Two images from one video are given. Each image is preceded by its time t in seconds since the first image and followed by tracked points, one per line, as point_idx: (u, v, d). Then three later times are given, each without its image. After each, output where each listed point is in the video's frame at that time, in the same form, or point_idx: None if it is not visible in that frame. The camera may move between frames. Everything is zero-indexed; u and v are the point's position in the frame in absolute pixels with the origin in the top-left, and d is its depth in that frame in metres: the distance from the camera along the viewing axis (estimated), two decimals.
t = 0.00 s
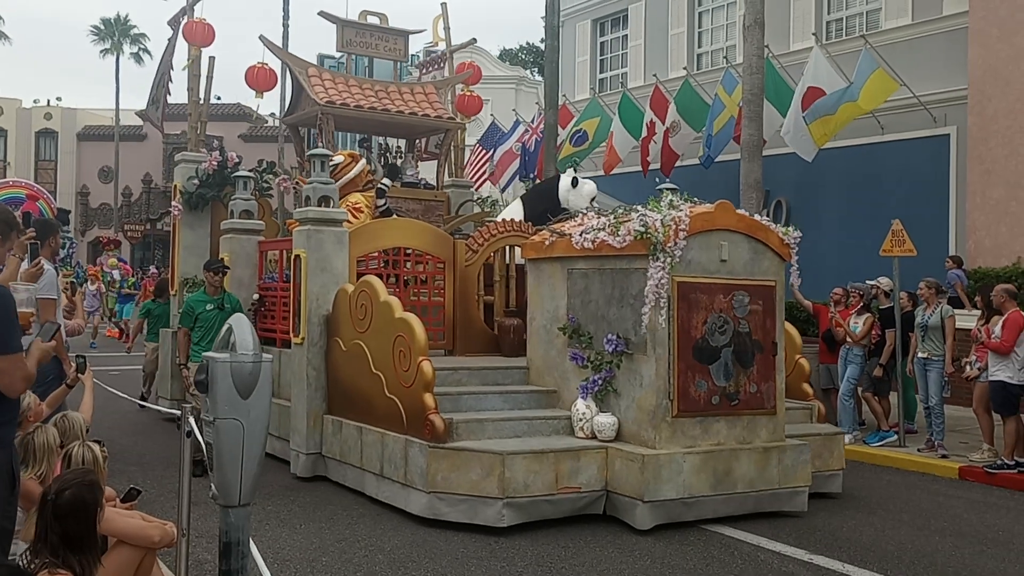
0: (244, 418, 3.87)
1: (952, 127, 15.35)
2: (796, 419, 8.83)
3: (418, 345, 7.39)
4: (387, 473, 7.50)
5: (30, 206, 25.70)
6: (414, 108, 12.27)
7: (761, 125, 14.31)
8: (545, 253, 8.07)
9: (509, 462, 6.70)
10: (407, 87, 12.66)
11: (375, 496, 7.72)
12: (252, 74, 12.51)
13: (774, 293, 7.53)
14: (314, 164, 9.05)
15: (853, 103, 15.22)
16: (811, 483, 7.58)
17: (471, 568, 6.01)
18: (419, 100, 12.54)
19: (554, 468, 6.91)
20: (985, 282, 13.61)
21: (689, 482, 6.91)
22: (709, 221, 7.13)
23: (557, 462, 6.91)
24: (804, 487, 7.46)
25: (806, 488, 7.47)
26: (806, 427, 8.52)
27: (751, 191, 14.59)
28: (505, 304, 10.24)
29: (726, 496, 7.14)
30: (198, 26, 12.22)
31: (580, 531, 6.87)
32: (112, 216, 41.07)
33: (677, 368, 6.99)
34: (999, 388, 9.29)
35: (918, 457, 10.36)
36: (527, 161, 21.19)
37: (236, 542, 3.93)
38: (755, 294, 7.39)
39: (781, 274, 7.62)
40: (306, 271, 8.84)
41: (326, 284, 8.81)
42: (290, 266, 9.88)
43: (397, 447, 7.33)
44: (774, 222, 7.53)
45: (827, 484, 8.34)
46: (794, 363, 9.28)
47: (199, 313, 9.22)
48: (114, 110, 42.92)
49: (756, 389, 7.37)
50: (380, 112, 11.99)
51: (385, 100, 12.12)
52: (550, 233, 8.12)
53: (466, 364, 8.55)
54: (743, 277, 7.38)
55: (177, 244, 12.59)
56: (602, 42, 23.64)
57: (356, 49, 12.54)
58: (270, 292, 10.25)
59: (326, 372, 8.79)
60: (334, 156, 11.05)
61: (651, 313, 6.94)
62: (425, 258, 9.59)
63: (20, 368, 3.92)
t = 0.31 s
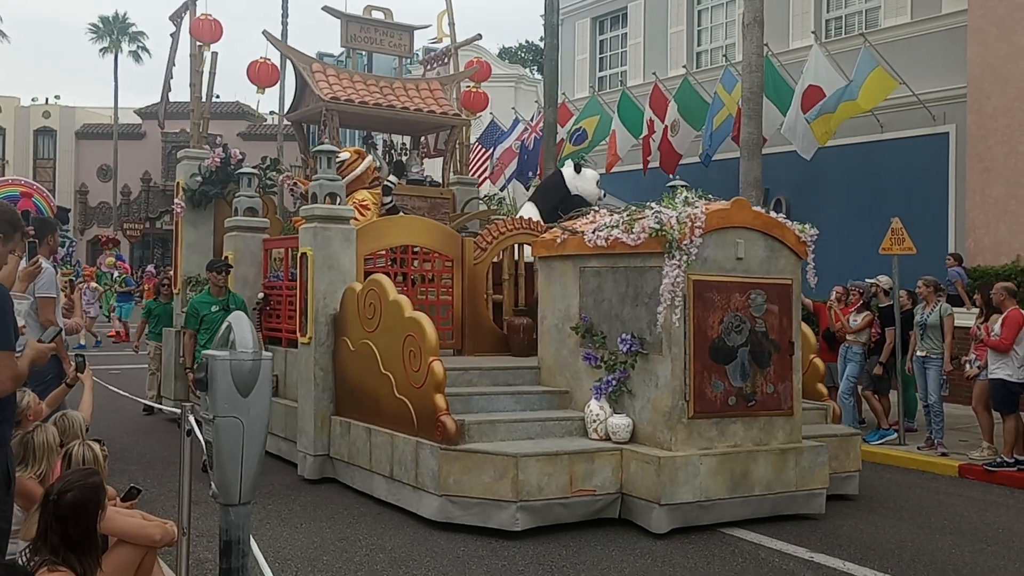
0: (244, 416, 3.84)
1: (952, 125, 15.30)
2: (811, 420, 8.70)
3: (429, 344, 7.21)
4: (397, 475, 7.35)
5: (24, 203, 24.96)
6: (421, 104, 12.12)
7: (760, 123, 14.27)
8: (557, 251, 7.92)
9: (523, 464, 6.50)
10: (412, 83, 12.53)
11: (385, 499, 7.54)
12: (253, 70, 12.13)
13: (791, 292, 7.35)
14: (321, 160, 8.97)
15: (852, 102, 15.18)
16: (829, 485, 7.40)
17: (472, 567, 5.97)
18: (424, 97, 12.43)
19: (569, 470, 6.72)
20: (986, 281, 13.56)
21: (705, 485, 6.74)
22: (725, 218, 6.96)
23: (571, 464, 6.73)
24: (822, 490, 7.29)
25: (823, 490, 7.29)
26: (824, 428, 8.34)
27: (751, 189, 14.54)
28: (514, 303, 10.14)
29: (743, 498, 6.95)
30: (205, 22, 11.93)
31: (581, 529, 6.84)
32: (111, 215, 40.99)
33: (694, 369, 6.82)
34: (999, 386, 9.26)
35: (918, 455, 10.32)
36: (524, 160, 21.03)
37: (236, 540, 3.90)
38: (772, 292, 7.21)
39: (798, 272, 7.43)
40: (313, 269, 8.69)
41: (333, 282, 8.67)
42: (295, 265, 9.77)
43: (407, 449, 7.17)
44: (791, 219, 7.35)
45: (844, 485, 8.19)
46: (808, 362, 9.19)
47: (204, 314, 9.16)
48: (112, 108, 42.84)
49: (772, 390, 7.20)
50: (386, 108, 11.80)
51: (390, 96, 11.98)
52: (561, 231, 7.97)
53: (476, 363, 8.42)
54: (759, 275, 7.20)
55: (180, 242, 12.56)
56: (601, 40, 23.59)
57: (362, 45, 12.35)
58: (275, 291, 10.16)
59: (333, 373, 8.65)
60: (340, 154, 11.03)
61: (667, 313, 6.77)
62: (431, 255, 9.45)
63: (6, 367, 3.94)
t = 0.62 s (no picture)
0: (244, 415, 3.81)
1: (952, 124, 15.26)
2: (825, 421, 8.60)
3: (438, 344, 7.04)
4: (406, 478, 7.20)
5: (23, 201, 24.77)
6: (426, 102, 12.07)
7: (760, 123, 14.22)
8: (568, 249, 7.81)
9: (535, 467, 6.37)
10: (418, 80, 12.48)
11: (394, 502, 7.38)
12: (260, 67, 12.02)
13: (807, 291, 7.18)
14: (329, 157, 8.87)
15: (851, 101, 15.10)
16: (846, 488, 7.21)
17: (471, 566, 5.94)
18: (430, 94, 12.38)
19: (581, 473, 6.57)
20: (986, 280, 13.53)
21: (721, 489, 6.58)
22: (741, 216, 6.80)
23: (584, 468, 6.58)
24: (839, 493, 7.10)
25: (840, 494, 7.11)
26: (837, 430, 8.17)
27: (752, 188, 14.50)
28: (523, 301, 10.19)
29: (759, 503, 6.78)
30: (212, 19, 11.86)
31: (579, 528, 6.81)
32: (111, 213, 40.96)
33: (709, 370, 6.66)
34: (998, 385, 9.22)
35: (917, 454, 10.31)
36: (525, 160, 20.89)
37: (236, 539, 3.87)
38: (789, 292, 7.05)
39: (814, 271, 7.27)
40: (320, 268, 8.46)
41: (340, 281, 8.44)
42: (301, 263, 9.66)
43: (417, 452, 7.03)
44: (808, 217, 7.20)
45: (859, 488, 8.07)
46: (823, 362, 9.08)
47: (209, 312, 9.15)
48: (112, 107, 42.80)
49: (789, 391, 7.03)
50: (391, 105, 11.74)
51: (395, 93, 11.92)
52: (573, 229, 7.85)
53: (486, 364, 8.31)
54: (776, 274, 7.04)
55: (184, 241, 12.55)
56: (601, 39, 23.55)
57: (369, 41, 12.20)
58: (280, 289, 10.09)
59: (340, 373, 8.44)
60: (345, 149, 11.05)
61: (682, 313, 6.63)
62: (440, 254, 9.33)
63: (4, 366, 3.90)
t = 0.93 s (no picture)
0: (248, 413, 3.77)
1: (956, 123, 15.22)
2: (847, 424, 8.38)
3: (453, 344, 6.84)
4: (418, 480, 7.02)
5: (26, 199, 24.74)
6: (436, 97, 12.01)
7: (763, 121, 14.14)
8: (584, 247, 7.58)
9: (553, 470, 6.16)
10: (429, 76, 12.37)
11: (408, 505, 7.18)
12: (271, 62, 11.98)
13: (830, 290, 6.97)
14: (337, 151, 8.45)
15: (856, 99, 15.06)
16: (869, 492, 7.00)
17: (473, 563, 5.91)
18: (440, 89, 12.29)
19: (600, 477, 6.35)
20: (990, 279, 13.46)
21: (742, 492, 6.38)
22: (764, 213, 6.59)
23: (603, 471, 6.35)
24: (862, 497, 6.89)
25: (864, 497, 6.89)
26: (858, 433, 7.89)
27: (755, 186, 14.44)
28: (536, 300, 9.68)
29: (781, 507, 6.57)
30: (217, 13, 11.82)
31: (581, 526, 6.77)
32: (114, 211, 40.99)
33: (731, 371, 6.45)
34: (1002, 385, 9.16)
35: (920, 453, 10.27)
36: (528, 158, 20.87)
37: (240, 536, 3.84)
38: (811, 291, 6.84)
39: (837, 270, 7.05)
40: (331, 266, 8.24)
41: (351, 280, 8.19)
42: (312, 261, 9.41)
43: (431, 453, 6.83)
44: (830, 215, 6.99)
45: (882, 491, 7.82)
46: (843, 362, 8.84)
47: (220, 310, 9.06)
48: (115, 105, 42.80)
49: (812, 392, 6.83)
50: (401, 101, 11.70)
51: (405, 89, 11.85)
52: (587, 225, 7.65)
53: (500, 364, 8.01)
54: (799, 273, 6.83)
55: (192, 238, 12.52)
56: (604, 37, 23.48)
57: (377, 36, 12.14)
58: (290, 287, 9.78)
59: (352, 373, 8.21)
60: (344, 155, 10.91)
61: (703, 313, 6.42)
62: (454, 254, 9.03)
63: (3, 363, 3.87)
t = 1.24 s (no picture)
0: (252, 412, 3.74)
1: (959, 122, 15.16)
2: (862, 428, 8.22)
3: (466, 345, 6.66)
4: (431, 482, 6.86)
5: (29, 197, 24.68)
6: (445, 94, 11.96)
7: (766, 120, 14.06)
8: (599, 245, 7.38)
9: (569, 473, 5.99)
10: (438, 71, 12.37)
11: (421, 508, 7.03)
12: (279, 58, 11.94)
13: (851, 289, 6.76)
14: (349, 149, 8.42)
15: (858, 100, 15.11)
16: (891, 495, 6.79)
17: (476, 562, 5.88)
18: (449, 86, 12.25)
19: (617, 479, 6.17)
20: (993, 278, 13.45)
21: (762, 497, 6.18)
22: (783, 210, 6.39)
23: (620, 474, 6.18)
24: (884, 501, 6.67)
25: (886, 501, 6.68)
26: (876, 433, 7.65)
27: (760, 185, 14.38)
28: (548, 299, 9.43)
29: (802, 511, 6.37)
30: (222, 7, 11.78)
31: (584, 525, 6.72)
32: (116, 209, 41.01)
33: (750, 372, 6.25)
34: (1005, 384, 9.09)
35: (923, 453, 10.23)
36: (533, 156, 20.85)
37: (243, 535, 3.81)
38: (832, 290, 6.63)
39: (858, 268, 6.83)
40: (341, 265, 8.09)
41: (362, 278, 8.05)
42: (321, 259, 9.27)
43: (444, 455, 6.67)
44: (851, 212, 6.77)
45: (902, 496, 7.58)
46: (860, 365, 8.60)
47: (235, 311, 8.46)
48: (117, 103, 42.79)
49: (833, 394, 6.61)
50: (410, 97, 11.65)
51: (414, 86, 11.81)
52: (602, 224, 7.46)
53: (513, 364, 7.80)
54: (819, 272, 6.61)
55: (199, 236, 12.51)
56: (608, 35, 23.44)
57: (385, 32, 12.10)
58: (298, 287, 9.65)
59: (362, 373, 8.08)
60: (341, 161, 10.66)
61: (722, 313, 6.22)
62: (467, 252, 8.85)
63: (2, 361, 3.83)
